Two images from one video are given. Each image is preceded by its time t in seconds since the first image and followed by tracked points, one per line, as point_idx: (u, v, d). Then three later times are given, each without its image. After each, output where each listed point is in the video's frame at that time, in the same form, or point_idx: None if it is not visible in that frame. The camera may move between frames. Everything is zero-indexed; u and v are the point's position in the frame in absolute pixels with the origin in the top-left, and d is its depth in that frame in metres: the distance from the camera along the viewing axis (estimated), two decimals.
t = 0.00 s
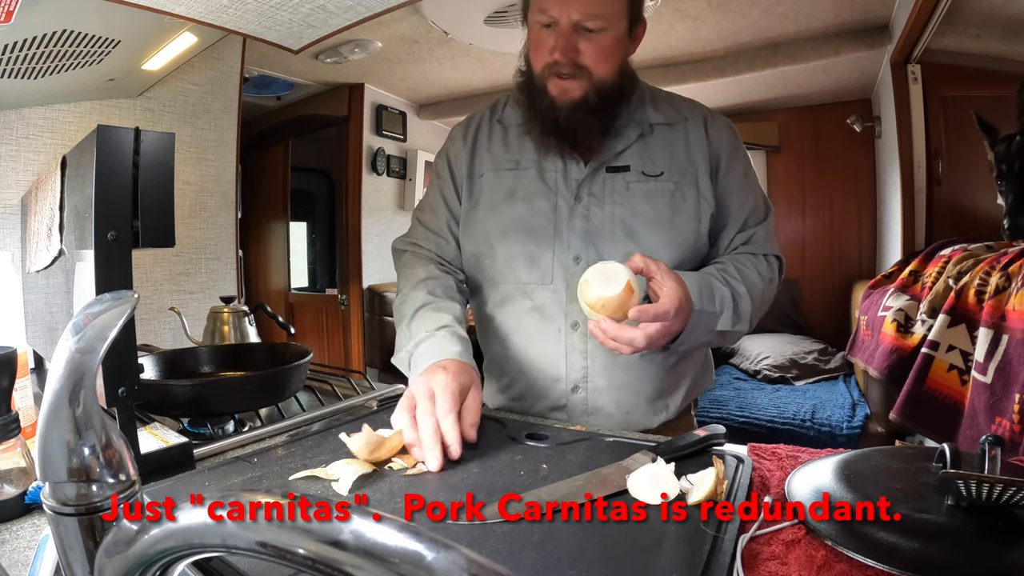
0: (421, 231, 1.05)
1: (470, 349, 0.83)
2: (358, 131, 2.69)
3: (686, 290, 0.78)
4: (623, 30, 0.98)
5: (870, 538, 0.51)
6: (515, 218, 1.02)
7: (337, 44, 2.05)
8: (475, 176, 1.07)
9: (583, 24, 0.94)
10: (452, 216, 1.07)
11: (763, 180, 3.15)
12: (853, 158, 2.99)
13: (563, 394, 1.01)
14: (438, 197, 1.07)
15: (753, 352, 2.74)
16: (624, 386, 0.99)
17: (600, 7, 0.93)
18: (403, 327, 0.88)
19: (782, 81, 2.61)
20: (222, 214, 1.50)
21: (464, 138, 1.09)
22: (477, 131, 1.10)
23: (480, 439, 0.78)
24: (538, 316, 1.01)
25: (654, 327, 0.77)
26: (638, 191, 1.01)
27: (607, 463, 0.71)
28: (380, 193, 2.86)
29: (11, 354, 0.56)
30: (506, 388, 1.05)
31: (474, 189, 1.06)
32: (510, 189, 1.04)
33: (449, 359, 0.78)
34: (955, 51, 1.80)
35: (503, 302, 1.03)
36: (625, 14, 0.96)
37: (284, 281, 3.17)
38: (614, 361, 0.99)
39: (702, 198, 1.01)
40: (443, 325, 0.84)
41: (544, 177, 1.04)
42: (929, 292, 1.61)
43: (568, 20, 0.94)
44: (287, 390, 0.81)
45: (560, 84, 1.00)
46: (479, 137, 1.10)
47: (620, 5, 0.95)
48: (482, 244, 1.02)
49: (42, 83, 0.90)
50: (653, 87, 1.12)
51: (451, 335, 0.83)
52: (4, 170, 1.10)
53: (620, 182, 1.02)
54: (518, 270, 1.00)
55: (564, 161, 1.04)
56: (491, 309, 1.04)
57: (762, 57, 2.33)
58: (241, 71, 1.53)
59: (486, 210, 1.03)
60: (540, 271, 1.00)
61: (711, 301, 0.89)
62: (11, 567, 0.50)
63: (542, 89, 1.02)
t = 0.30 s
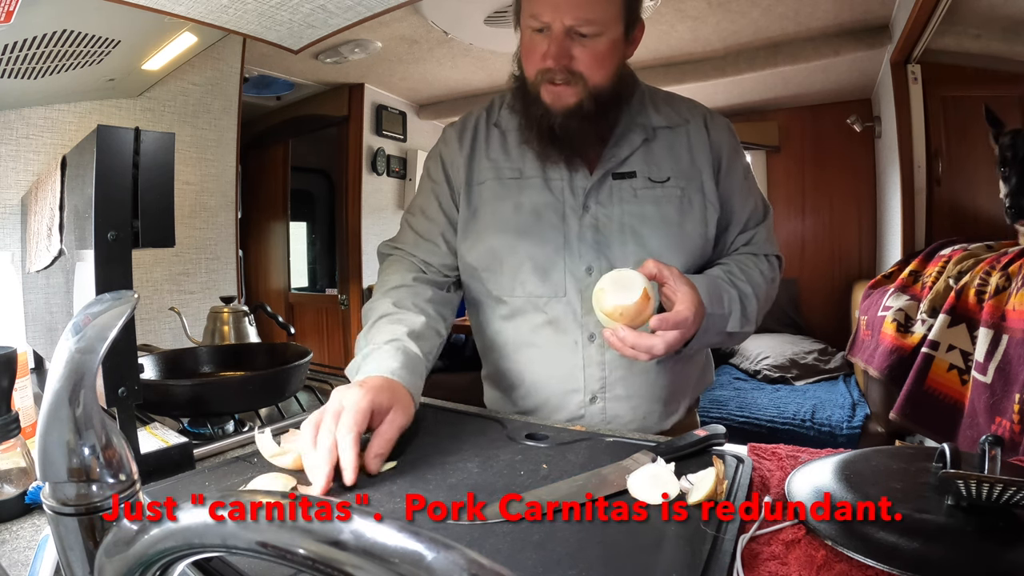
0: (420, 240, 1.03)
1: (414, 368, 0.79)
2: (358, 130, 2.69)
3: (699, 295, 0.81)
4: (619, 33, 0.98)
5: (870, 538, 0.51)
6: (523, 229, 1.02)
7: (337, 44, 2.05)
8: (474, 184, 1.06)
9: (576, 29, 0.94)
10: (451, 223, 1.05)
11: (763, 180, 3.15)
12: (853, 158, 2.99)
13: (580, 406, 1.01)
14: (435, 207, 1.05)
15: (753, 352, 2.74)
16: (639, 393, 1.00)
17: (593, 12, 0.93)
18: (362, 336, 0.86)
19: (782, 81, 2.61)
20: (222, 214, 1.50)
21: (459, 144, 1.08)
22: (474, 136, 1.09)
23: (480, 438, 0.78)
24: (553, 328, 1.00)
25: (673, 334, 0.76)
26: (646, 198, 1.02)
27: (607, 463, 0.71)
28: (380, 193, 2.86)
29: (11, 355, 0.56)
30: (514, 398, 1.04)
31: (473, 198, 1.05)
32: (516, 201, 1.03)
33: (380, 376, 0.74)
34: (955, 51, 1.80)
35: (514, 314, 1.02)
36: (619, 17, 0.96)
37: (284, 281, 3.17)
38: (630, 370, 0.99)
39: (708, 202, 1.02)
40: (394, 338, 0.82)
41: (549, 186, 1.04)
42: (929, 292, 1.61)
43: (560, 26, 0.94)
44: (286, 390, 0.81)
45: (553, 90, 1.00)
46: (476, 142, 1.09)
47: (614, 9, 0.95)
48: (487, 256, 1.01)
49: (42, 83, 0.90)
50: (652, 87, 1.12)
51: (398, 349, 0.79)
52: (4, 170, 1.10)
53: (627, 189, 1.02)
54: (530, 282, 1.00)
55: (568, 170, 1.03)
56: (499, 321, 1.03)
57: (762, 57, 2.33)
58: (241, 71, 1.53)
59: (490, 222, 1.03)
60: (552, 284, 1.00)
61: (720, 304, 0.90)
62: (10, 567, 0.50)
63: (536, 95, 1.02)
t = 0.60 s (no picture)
0: (422, 244, 1.03)
1: (425, 338, 0.81)
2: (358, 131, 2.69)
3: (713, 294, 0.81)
4: (628, 32, 1.00)
5: (871, 538, 0.51)
6: (531, 231, 1.02)
7: (337, 44, 2.05)
8: (478, 186, 1.05)
9: (586, 26, 0.95)
10: (450, 226, 1.05)
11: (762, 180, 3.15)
12: (853, 158, 2.99)
13: (592, 409, 1.00)
14: (438, 210, 1.05)
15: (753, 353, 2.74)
16: (650, 396, 1.00)
17: (602, 9, 0.94)
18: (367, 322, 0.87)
19: (782, 81, 2.61)
20: (222, 215, 1.50)
21: (460, 143, 1.07)
22: (476, 136, 1.09)
23: (480, 438, 0.78)
24: (564, 332, 1.00)
25: (694, 332, 0.76)
26: (656, 199, 1.02)
27: (607, 463, 0.71)
28: (380, 193, 2.86)
29: (11, 354, 0.56)
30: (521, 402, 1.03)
31: (476, 201, 1.05)
32: (523, 202, 1.03)
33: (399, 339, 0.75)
34: (955, 52, 1.80)
35: (524, 318, 1.01)
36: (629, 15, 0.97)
37: (284, 281, 3.17)
38: (641, 372, 1.00)
39: (716, 203, 1.03)
40: (405, 313, 0.84)
41: (557, 185, 1.03)
42: (929, 291, 1.61)
43: (570, 23, 0.95)
44: (287, 390, 0.81)
45: (563, 87, 1.00)
46: (479, 143, 1.08)
47: (624, 7, 0.96)
48: (493, 258, 1.01)
49: (42, 83, 0.90)
50: (657, 88, 1.13)
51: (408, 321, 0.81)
52: (4, 170, 1.10)
53: (637, 190, 1.02)
54: (540, 283, 1.00)
55: (576, 170, 1.03)
56: (509, 324, 1.02)
57: (762, 58, 2.32)
58: (241, 71, 1.53)
59: (497, 225, 1.02)
60: (562, 286, 1.00)
61: (731, 305, 0.90)
62: (11, 567, 0.50)
63: (545, 93, 1.02)
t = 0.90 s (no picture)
0: (424, 241, 1.04)
1: (417, 351, 0.81)
2: (358, 131, 2.69)
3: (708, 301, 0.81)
4: (630, 33, 0.98)
5: (871, 539, 0.51)
6: (530, 232, 1.02)
7: (337, 44, 2.05)
8: (480, 183, 1.06)
9: (586, 28, 0.94)
10: (450, 224, 1.06)
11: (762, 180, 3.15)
12: (853, 158, 2.99)
13: (586, 412, 1.00)
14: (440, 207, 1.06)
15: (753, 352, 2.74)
16: (646, 399, 1.00)
17: (603, 10, 0.92)
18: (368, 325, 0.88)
19: (782, 81, 2.61)
20: (222, 214, 1.50)
21: (463, 140, 1.07)
22: (478, 134, 1.09)
23: (481, 438, 0.78)
24: (560, 334, 1.00)
25: (682, 340, 0.77)
26: (656, 203, 1.02)
27: (607, 463, 0.71)
28: (380, 193, 2.86)
29: (11, 354, 0.56)
30: (518, 401, 1.04)
31: (478, 197, 1.05)
32: (523, 202, 1.03)
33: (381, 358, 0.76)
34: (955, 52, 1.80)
35: (520, 319, 1.02)
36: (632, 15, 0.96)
37: (285, 281, 3.15)
38: (637, 375, 1.00)
39: (718, 207, 1.03)
40: (399, 323, 0.83)
41: (557, 186, 1.03)
42: (929, 291, 1.61)
43: (570, 24, 0.93)
44: (287, 390, 0.81)
45: (564, 89, 0.99)
46: (482, 139, 1.08)
47: (626, 7, 0.95)
48: (492, 258, 1.02)
49: (42, 83, 0.90)
50: (663, 88, 1.12)
51: (401, 333, 0.81)
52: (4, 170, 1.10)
53: (638, 193, 1.02)
54: (537, 285, 1.00)
55: (576, 172, 1.03)
56: (506, 325, 1.03)
57: (762, 58, 2.33)
58: (241, 71, 1.53)
59: (497, 224, 1.02)
60: (559, 287, 1.00)
61: (728, 311, 0.90)
62: (11, 567, 0.50)
63: (546, 93, 1.01)
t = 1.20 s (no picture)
0: (426, 238, 1.04)
1: (420, 348, 0.80)
2: (358, 130, 2.69)
3: (704, 303, 0.79)
4: (635, 32, 0.96)
5: (871, 539, 0.51)
6: (529, 233, 1.02)
7: (337, 43, 2.05)
8: (481, 182, 1.06)
9: (590, 27, 0.92)
10: (451, 222, 1.06)
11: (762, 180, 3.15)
12: (853, 158, 3.00)
13: (584, 413, 1.01)
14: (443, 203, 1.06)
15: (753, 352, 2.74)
16: (643, 402, 1.00)
17: (608, 10, 0.90)
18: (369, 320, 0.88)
19: (782, 81, 2.61)
20: (222, 214, 1.51)
21: (466, 137, 1.08)
22: (481, 132, 1.09)
23: (481, 438, 0.78)
24: (558, 336, 1.00)
25: (676, 341, 0.76)
26: (658, 205, 1.02)
27: (607, 463, 0.71)
28: (380, 193, 2.86)
29: (11, 354, 0.56)
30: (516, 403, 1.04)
31: (480, 195, 1.06)
32: (524, 202, 1.04)
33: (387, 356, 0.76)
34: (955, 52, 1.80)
35: (519, 320, 1.02)
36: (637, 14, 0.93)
37: (284, 281, 3.12)
38: (636, 377, 1.00)
39: (721, 210, 1.03)
40: (402, 318, 0.83)
41: (558, 186, 1.04)
42: (929, 292, 1.61)
43: (574, 24, 0.91)
44: (287, 391, 0.81)
45: (568, 90, 0.98)
46: (486, 137, 1.09)
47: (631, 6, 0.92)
48: (491, 257, 1.02)
49: (42, 83, 0.90)
50: (668, 87, 1.11)
51: (404, 329, 0.81)
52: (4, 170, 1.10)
53: (639, 195, 1.02)
54: (536, 285, 1.00)
55: (579, 173, 1.03)
56: (505, 326, 1.03)
57: (762, 58, 2.32)
58: (242, 71, 1.52)
59: (497, 223, 1.03)
60: (557, 288, 1.00)
61: (728, 313, 0.90)
62: (11, 567, 0.50)
63: (552, 92, 1.01)
